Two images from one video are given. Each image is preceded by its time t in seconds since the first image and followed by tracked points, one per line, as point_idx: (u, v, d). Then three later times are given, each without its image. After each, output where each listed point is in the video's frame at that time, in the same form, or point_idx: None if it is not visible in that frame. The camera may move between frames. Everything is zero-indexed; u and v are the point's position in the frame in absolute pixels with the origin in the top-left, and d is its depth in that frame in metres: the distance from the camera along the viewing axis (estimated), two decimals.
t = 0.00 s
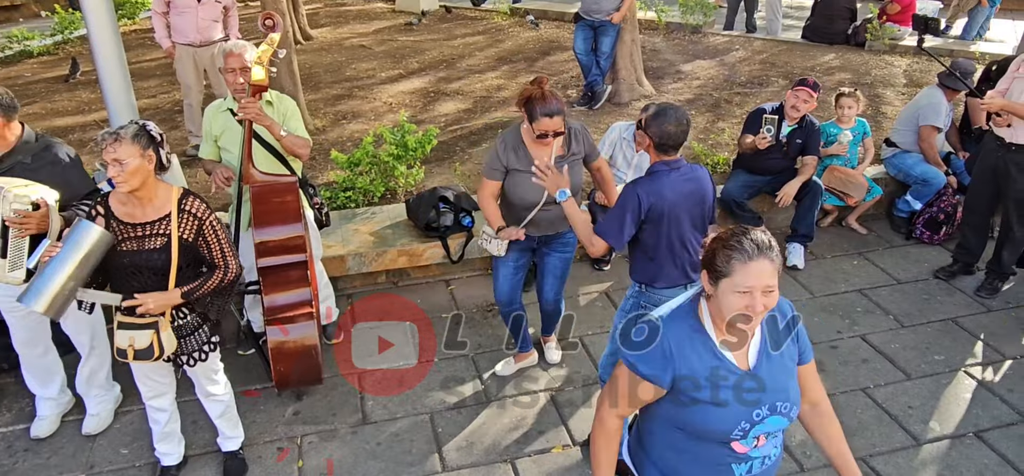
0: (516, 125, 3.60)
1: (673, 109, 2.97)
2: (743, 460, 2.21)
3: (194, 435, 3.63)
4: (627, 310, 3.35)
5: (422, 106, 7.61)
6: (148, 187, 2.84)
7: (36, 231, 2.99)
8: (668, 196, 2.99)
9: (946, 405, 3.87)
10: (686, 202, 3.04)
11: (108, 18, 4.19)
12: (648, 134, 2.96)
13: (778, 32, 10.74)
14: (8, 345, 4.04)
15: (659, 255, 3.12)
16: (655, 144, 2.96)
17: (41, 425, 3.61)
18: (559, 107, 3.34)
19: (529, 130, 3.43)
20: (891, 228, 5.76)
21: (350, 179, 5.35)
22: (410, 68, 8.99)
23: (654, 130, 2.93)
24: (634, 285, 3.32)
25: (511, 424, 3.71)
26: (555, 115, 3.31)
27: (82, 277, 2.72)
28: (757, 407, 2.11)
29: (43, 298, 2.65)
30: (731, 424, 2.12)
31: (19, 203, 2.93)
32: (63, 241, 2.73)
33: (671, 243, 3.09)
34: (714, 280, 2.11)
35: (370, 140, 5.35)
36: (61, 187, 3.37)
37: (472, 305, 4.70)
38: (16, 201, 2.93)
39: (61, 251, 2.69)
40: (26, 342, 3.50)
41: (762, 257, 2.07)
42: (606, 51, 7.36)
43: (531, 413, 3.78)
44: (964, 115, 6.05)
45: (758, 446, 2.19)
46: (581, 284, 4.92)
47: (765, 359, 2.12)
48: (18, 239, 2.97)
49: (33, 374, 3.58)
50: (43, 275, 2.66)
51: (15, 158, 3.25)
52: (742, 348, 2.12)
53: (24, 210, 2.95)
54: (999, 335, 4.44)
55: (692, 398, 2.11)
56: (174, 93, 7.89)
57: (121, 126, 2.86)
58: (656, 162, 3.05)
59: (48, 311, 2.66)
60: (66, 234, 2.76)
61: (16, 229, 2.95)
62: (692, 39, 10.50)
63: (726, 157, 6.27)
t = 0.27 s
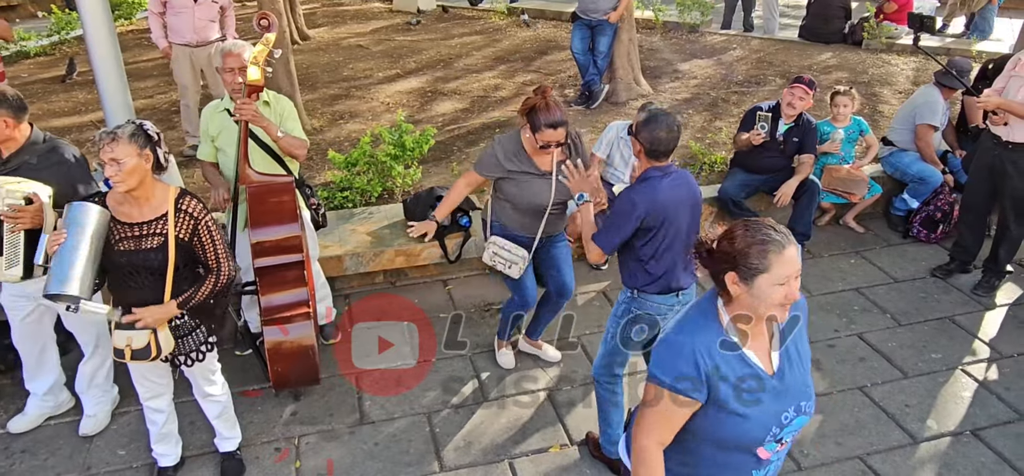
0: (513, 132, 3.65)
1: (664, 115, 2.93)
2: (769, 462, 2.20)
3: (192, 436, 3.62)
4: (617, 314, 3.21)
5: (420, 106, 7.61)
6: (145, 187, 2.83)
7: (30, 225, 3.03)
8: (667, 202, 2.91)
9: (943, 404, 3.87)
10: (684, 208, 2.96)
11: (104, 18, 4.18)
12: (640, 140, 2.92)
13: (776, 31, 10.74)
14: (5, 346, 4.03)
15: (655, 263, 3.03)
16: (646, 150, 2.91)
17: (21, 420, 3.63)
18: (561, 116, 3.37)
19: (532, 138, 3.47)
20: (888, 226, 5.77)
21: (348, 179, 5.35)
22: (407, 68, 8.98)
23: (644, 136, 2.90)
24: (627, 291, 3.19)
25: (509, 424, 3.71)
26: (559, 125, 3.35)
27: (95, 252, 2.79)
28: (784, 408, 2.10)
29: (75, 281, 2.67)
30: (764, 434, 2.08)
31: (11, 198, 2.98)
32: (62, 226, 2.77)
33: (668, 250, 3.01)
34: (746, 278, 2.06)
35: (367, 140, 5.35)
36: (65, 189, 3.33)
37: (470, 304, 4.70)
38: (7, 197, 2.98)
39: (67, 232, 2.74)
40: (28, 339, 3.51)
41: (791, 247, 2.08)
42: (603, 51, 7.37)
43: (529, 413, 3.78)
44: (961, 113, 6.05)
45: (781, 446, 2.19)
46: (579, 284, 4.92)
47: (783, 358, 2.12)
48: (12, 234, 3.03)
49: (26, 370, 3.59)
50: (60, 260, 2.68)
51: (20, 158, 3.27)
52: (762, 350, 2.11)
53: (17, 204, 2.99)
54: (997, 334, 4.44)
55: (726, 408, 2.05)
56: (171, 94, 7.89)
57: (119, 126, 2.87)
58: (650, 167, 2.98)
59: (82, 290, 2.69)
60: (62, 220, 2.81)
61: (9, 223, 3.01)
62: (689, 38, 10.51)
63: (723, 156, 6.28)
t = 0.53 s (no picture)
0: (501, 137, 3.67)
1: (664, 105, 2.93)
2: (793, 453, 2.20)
3: (188, 437, 3.62)
4: (630, 310, 3.19)
5: (417, 106, 7.60)
6: (143, 187, 2.83)
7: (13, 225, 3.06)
8: (673, 185, 2.93)
9: (940, 401, 3.87)
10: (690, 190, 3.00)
11: (99, 18, 4.18)
12: (642, 129, 2.92)
13: (773, 30, 10.74)
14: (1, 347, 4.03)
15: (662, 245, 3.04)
16: (648, 137, 2.92)
17: (16, 423, 3.63)
18: (548, 122, 3.37)
19: (518, 145, 3.48)
20: (886, 224, 5.77)
21: (345, 179, 5.35)
22: (405, 68, 8.97)
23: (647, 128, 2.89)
24: (638, 283, 3.17)
25: (506, 424, 3.71)
26: (545, 134, 3.35)
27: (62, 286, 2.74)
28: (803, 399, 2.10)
29: (15, 303, 2.70)
30: (789, 429, 2.07)
31: None
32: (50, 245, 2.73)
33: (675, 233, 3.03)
34: (783, 293, 2.03)
35: (364, 140, 5.34)
36: (59, 189, 3.33)
37: (467, 304, 4.69)
38: None
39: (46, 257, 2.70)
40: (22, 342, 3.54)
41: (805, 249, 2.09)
42: (601, 50, 7.37)
43: (526, 412, 3.78)
44: (958, 111, 6.05)
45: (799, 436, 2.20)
46: (576, 283, 4.92)
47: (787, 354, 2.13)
48: None
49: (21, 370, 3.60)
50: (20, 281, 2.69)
51: (20, 159, 3.26)
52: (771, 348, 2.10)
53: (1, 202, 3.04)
54: (994, 331, 4.44)
55: (755, 415, 2.01)
56: (168, 94, 7.87)
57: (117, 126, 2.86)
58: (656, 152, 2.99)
59: (17, 316, 2.71)
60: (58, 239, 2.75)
61: None
62: (687, 37, 10.50)
63: (720, 154, 6.28)
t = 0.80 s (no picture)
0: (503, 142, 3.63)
1: (658, 116, 2.96)
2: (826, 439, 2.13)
3: (186, 438, 3.62)
4: (632, 309, 3.18)
5: (415, 106, 7.59)
6: (137, 187, 2.83)
7: None
8: (677, 203, 2.90)
9: (937, 400, 3.87)
10: (694, 204, 2.98)
11: (94, 18, 4.17)
12: (639, 141, 2.95)
13: (771, 28, 10.73)
14: None
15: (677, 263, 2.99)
16: (648, 150, 2.93)
17: (20, 426, 3.62)
18: (553, 125, 3.36)
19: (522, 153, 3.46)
20: (884, 223, 5.77)
21: (343, 179, 5.34)
22: (403, 68, 8.97)
23: (643, 136, 2.92)
24: (644, 294, 3.14)
25: (503, 424, 3.71)
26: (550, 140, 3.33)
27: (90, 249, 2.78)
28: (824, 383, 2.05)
29: (67, 278, 2.68)
30: (832, 418, 2.04)
31: None
32: (58, 224, 2.75)
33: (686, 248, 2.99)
34: (809, 285, 2.03)
35: (361, 140, 5.34)
36: (48, 192, 3.33)
37: (465, 304, 4.69)
38: None
39: (61, 231, 2.73)
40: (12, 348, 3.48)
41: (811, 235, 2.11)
42: (598, 49, 7.38)
43: (524, 412, 3.78)
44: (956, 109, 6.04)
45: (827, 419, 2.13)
46: (574, 283, 4.92)
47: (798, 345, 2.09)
48: None
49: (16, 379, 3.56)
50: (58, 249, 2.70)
51: (9, 163, 3.25)
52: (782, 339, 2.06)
53: None
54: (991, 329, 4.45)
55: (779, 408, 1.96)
56: (165, 95, 7.87)
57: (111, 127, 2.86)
58: (651, 170, 2.99)
59: (74, 288, 2.69)
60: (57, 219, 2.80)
61: None
62: (685, 36, 10.50)
63: (718, 153, 6.28)
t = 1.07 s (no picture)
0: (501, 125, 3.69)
1: (644, 112, 2.99)
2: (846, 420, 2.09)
3: (184, 439, 3.62)
4: (615, 314, 3.16)
5: (413, 106, 7.59)
6: (136, 188, 2.83)
7: None
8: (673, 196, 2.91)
9: (935, 398, 3.88)
10: (686, 201, 2.98)
11: (91, 17, 4.17)
12: (630, 136, 2.95)
13: (770, 27, 10.74)
14: None
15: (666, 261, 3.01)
16: (639, 146, 2.94)
17: (19, 432, 3.59)
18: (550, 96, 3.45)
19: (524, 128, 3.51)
20: (882, 221, 5.78)
21: (341, 180, 5.35)
22: (401, 68, 8.97)
23: (633, 130, 2.94)
24: (627, 292, 3.14)
25: (502, 423, 3.71)
26: (551, 106, 3.41)
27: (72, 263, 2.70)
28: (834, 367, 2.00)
29: (34, 297, 2.61)
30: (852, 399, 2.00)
31: None
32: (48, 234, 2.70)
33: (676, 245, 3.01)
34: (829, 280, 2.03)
35: (359, 141, 5.34)
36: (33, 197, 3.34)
37: (463, 304, 4.70)
38: None
39: (47, 244, 2.66)
40: (9, 349, 3.48)
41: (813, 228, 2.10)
42: (596, 48, 7.40)
43: (522, 412, 3.79)
44: (953, 107, 6.04)
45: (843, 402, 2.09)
46: (572, 282, 4.92)
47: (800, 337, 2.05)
48: None
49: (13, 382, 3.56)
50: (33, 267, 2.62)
51: None
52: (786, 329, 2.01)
53: None
54: (988, 327, 4.46)
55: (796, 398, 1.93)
56: (164, 97, 7.87)
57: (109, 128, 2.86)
58: (645, 165, 2.97)
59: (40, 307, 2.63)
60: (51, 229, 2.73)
61: None
62: (683, 35, 10.50)
63: (716, 152, 6.29)
